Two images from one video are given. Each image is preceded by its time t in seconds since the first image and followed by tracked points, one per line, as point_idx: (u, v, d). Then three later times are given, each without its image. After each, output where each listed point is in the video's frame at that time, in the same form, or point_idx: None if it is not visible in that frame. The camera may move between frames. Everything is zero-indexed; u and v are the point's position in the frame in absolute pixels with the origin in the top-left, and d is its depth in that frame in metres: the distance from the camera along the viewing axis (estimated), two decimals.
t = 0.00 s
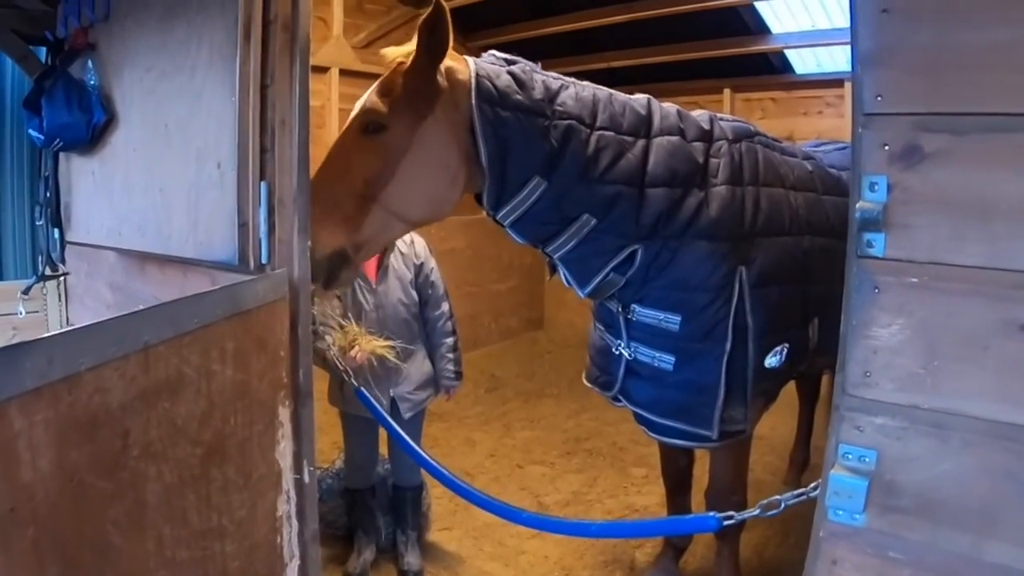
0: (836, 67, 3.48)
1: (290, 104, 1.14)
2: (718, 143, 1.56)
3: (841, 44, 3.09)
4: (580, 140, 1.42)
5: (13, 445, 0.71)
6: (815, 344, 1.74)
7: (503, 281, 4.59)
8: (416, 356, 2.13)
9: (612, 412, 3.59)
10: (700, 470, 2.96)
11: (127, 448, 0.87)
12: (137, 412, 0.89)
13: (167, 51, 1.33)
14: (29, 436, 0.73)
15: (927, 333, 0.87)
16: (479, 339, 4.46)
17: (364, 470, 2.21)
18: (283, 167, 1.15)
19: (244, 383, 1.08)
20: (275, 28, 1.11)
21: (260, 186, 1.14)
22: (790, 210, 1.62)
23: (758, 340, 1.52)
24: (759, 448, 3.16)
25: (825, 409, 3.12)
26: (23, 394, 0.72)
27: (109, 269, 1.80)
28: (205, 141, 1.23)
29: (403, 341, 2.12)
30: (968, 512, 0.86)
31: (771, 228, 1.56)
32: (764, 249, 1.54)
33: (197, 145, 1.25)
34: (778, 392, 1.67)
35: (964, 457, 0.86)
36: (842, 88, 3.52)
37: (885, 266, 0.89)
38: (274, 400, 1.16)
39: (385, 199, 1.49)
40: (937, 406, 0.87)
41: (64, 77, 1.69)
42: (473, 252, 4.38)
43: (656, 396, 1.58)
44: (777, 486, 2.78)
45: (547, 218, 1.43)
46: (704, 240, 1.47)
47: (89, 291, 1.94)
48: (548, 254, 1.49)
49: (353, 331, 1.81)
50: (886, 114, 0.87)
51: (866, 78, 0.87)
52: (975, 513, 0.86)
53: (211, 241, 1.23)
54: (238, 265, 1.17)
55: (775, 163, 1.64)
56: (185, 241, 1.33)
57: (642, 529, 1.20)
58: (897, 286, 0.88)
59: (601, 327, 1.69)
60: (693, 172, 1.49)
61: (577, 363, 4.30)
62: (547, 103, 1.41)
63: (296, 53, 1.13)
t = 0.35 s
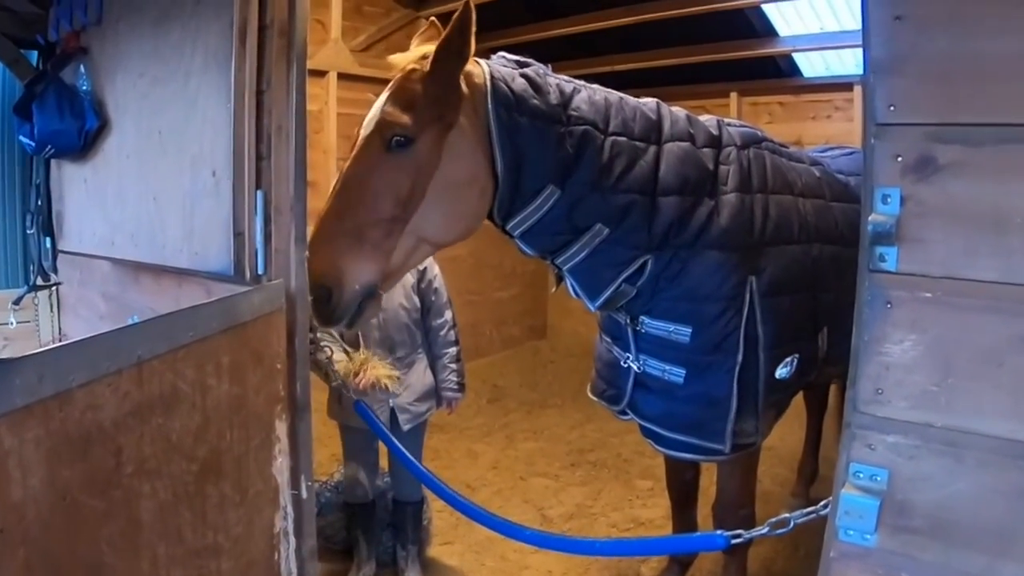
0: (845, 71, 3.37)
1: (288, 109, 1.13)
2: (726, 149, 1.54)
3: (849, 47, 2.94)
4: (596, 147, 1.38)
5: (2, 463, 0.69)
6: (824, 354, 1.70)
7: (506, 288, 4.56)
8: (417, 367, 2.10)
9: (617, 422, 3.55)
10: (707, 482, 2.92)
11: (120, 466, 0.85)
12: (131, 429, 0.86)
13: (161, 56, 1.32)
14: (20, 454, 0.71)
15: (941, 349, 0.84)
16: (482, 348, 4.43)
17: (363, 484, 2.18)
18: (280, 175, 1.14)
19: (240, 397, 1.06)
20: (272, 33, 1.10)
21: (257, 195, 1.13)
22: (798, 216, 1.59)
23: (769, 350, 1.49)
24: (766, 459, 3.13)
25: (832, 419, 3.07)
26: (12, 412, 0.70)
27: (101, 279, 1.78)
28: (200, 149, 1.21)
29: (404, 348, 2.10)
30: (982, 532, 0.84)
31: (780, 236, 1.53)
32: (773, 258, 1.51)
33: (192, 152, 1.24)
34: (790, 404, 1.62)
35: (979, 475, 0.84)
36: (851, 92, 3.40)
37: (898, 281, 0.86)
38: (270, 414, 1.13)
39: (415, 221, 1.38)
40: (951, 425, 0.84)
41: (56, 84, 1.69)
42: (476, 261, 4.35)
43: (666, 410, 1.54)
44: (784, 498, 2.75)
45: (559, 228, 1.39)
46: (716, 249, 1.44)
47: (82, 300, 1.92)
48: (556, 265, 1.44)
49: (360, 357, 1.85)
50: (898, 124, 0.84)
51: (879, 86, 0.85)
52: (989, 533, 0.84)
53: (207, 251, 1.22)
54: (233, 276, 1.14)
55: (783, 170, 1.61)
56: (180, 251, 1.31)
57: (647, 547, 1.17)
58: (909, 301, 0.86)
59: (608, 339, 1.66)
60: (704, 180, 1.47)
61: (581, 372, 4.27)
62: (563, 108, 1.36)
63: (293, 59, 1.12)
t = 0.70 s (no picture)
0: (853, 75, 3.23)
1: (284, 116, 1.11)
2: (737, 157, 1.47)
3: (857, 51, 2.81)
4: (610, 156, 1.33)
5: None
6: (834, 368, 1.62)
7: (508, 297, 4.54)
8: (421, 377, 2.09)
9: (621, 434, 3.52)
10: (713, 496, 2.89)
11: (113, 483, 0.83)
12: (124, 445, 0.85)
13: (156, 65, 1.31)
14: (9, 473, 0.70)
15: (949, 366, 0.82)
16: (483, 358, 4.41)
17: (362, 498, 2.15)
18: (276, 186, 1.12)
19: (235, 413, 1.04)
20: (268, 39, 1.09)
21: (252, 205, 1.12)
22: (809, 227, 1.52)
23: (781, 363, 1.43)
24: (775, 471, 3.09)
25: (839, 431, 3.03)
26: (2, 430, 0.69)
27: (94, 289, 1.76)
28: (195, 158, 1.20)
29: (405, 358, 2.08)
30: (989, 553, 0.83)
31: (791, 246, 1.47)
32: (785, 268, 1.45)
33: (187, 162, 1.23)
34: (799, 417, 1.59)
35: (986, 495, 0.82)
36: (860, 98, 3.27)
37: (905, 297, 0.85)
38: (266, 429, 1.11)
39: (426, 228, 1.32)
40: (958, 443, 0.83)
41: (48, 91, 1.69)
42: (478, 271, 4.33)
43: (676, 425, 1.47)
44: (792, 512, 2.72)
45: (571, 238, 1.33)
46: (728, 260, 1.38)
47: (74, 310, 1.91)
48: (566, 277, 1.38)
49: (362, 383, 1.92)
50: (904, 138, 0.83)
51: (885, 99, 0.83)
52: (996, 554, 0.82)
53: (202, 263, 1.21)
54: (229, 289, 1.14)
55: (792, 179, 1.54)
56: (175, 263, 1.30)
57: (650, 566, 1.15)
58: (916, 317, 0.84)
59: (614, 352, 1.58)
60: (715, 190, 1.41)
61: (585, 383, 4.24)
62: (577, 114, 1.33)
63: (289, 66, 1.10)
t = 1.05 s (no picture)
0: (861, 80, 3.19)
1: (278, 125, 1.09)
2: (746, 163, 1.45)
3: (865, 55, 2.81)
4: (620, 163, 1.31)
5: None
6: (844, 377, 1.59)
7: (510, 307, 4.53)
8: (418, 388, 2.06)
9: (625, 447, 3.49)
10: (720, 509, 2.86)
11: (105, 498, 0.81)
12: (116, 459, 0.83)
13: (148, 71, 1.31)
14: None
15: (957, 376, 0.81)
16: (485, 369, 4.39)
17: (361, 514, 2.13)
18: (271, 194, 1.10)
19: (230, 426, 1.02)
20: (262, 45, 1.08)
21: (246, 214, 1.10)
22: (819, 234, 1.50)
23: (792, 373, 1.41)
24: (784, 484, 3.06)
25: (847, 443, 3.00)
26: None
27: (86, 300, 1.75)
28: (188, 165, 1.19)
29: (404, 367, 2.05)
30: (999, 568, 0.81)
31: (802, 255, 1.44)
32: (796, 276, 1.42)
33: (181, 168, 1.22)
34: (809, 429, 1.56)
35: (996, 509, 0.80)
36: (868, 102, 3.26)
37: (910, 306, 0.83)
38: (262, 442, 1.09)
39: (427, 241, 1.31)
40: (968, 455, 0.81)
41: (39, 97, 1.69)
42: (478, 281, 4.31)
43: (686, 438, 1.46)
44: (801, 524, 2.69)
45: (580, 247, 1.31)
46: (740, 268, 1.35)
47: (67, 321, 1.89)
48: (575, 288, 1.36)
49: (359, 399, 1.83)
50: (911, 143, 0.82)
51: (891, 103, 0.82)
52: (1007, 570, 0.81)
53: (195, 271, 1.20)
54: (224, 299, 1.13)
55: (801, 184, 1.51)
56: (167, 273, 1.29)
57: None
58: (923, 327, 0.83)
59: (622, 364, 1.56)
60: (726, 198, 1.38)
61: (589, 395, 4.21)
62: (586, 120, 1.31)
63: (284, 72, 1.08)
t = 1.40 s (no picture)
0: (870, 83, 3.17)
1: (276, 134, 1.08)
2: (754, 170, 1.42)
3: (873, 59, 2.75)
4: (625, 172, 1.30)
5: None
6: (855, 388, 1.57)
7: (513, 317, 4.51)
8: (415, 401, 2.04)
9: (631, 460, 3.46)
10: (728, 523, 2.83)
11: (100, 515, 0.80)
12: (112, 476, 0.81)
13: (142, 79, 1.29)
14: None
15: (968, 387, 0.79)
16: (487, 382, 4.37)
17: (361, 530, 2.11)
18: (268, 205, 1.09)
19: (227, 440, 1.00)
20: (259, 52, 1.07)
21: (243, 224, 1.09)
22: (830, 242, 1.47)
23: (803, 384, 1.39)
24: (794, 497, 3.03)
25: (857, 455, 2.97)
26: None
27: (81, 312, 1.74)
28: (184, 176, 1.18)
29: (401, 380, 2.03)
30: None
31: (812, 264, 1.42)
32: (807, 284, 1.40)
33: (176, 179, 1.21)
34: (820, 441, 1.53)
35: (1009, 522, 0.79)
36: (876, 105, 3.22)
37: (922, 315, 0.81)
38: (260, 457, 1.07)
39: (423, 258, 1.30)
40: (978, 466, 0.80)
41: (30, 105, 1.70)
42: (480, 292, 4.30)
43: (695, 452, 1.43)
44: (812, 537, 2.66)
45: (586, 258, 1.29)
46: (747, 277, 1.33)
47: (60, 334, 1.91)
48: (581, 300, 1.34)
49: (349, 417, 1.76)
50: (920, 149, 0.80)
51: (898, 109, 0.81)
52: None
53: (191, 284, 1.18)
54: (220, 311, 1.10)
55: (811, 191, 1.48)
56: (162, 285, 1.27)
57: None
58: (933, 336, 0.81)
59: (629, 377, 1.54)
60: (734, 204, 1.36)
61: (594, 407, 4.19)
62: (587, 130, 1.29)
63: (281, 80, 1.08)
